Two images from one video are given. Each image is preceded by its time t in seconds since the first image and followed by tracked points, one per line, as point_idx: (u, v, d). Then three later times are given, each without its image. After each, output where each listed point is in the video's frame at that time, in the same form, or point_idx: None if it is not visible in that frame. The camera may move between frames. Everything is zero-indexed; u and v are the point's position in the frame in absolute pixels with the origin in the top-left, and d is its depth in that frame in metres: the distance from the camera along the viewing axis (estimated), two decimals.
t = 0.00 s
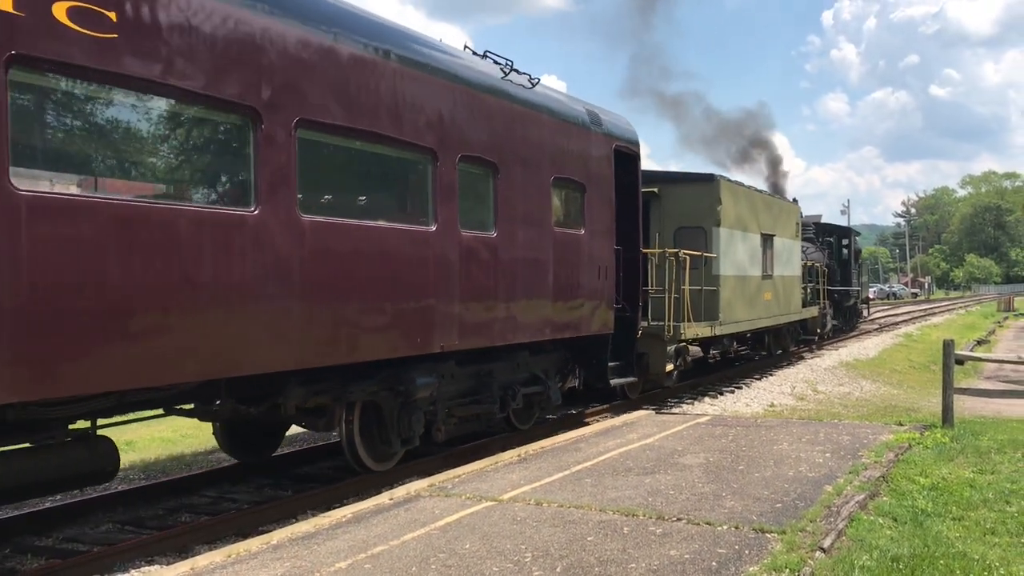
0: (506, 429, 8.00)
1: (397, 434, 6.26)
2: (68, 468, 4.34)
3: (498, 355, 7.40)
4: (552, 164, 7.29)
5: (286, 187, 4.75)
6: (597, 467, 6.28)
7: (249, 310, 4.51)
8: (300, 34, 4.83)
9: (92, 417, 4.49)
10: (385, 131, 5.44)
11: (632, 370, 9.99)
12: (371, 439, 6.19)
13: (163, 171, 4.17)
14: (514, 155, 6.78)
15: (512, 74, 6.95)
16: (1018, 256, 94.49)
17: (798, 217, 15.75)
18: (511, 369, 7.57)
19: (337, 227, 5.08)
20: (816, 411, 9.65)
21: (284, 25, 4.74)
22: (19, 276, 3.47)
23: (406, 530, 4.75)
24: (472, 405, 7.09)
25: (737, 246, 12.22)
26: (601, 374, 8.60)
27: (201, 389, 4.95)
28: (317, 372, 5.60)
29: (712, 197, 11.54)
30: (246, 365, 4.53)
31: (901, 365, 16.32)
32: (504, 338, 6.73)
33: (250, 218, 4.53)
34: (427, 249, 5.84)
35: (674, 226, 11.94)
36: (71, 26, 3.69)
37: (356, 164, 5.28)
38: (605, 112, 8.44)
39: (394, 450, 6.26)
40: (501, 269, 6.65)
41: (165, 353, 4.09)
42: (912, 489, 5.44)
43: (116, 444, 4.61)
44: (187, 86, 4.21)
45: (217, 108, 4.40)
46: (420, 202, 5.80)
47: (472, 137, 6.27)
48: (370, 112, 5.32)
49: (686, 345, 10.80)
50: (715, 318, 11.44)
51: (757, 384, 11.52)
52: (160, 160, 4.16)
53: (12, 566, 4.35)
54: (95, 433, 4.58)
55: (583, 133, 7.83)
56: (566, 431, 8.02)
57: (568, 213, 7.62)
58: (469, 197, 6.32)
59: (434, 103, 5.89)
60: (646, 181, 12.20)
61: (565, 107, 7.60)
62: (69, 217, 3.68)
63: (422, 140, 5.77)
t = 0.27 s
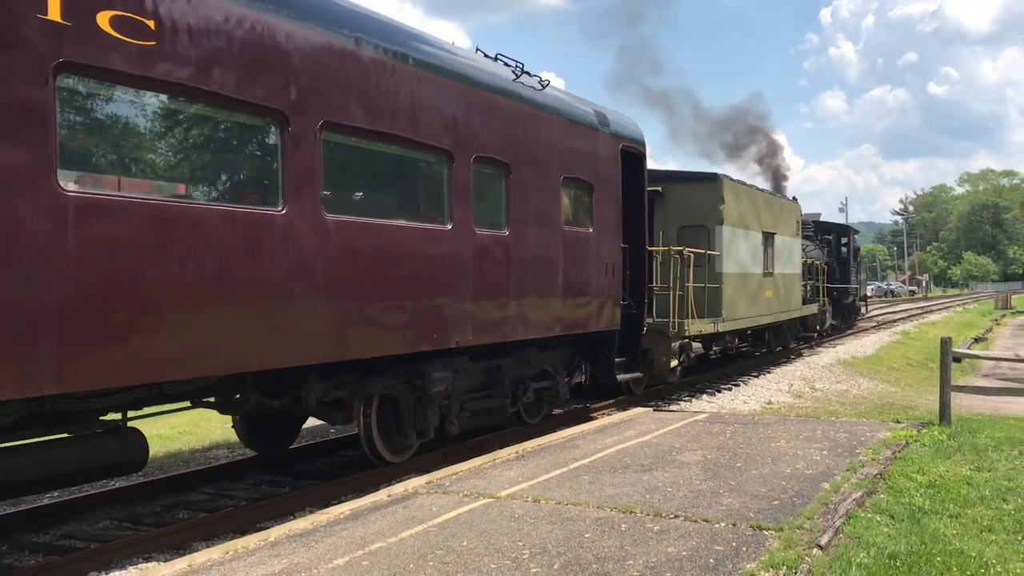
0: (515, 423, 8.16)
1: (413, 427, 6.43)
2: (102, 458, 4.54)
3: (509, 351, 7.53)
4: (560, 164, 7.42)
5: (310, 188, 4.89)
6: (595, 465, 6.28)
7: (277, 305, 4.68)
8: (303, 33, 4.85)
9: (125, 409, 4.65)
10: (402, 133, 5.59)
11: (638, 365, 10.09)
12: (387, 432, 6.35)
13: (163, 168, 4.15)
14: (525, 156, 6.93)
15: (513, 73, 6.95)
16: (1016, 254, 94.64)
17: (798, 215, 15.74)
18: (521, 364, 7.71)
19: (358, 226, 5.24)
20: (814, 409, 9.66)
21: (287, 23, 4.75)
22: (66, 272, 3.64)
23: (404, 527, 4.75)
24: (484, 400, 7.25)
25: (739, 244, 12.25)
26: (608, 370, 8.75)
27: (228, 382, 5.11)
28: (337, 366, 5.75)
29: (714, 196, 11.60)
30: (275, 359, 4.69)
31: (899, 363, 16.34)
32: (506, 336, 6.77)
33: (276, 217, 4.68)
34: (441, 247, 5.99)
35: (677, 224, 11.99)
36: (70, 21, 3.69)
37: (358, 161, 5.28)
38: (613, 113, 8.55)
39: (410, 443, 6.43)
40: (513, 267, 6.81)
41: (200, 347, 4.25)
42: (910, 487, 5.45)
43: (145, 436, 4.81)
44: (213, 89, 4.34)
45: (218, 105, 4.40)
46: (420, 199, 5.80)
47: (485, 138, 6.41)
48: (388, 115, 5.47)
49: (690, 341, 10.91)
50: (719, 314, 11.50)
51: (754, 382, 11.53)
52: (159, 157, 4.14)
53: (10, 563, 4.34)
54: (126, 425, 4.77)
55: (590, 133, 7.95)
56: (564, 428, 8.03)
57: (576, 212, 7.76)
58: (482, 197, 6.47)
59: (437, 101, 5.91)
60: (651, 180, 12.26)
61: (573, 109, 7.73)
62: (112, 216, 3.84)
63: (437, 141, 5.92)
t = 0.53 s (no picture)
0: (524, 418, 8.29)
1: (429, 420, 6.60)
2: (130, 450, 4.60)
3: (519, 346, 7.67)
4: (566, 163, 7.48)
5: (334, 188, 5.04)
6: (593, 462, 6.28)
7: (305, 303, 4.83)
8: (303, 30, 4.84)
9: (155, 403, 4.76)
10: (420, 135, 5.73)
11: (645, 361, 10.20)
12: (404, 425, 6.49)
13: (160, 165, 4.13)
14: (537, 156, 7.07)
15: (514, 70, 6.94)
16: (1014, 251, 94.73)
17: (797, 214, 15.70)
18: (531, 359, 7.85)
19: (380, 226, 5.40)
20: (812, 406, 9.67)
21: (288, 22, 4.75)
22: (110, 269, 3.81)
23: (402, 525, 4.75)
24: (496, 394, 7.39)
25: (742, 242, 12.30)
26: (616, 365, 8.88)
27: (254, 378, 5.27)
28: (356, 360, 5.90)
29: (718, 194, 11.68)
30: (302, 356, 4.84)
31: (896, 360, 16.37)
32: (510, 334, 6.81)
33: (301, 217, 4.81)
34: (457, 246, 6.14)
35: (680, 222, 12.04)
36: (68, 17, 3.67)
37: (361, 160, 5.29)
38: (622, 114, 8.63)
39: (425, 436, 6.59)
40: (525, 265, 6.94)
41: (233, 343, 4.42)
42: (907, 484, 5.45)
43: (174, 429, 4.87)
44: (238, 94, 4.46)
45: (217, 102, 4.39)
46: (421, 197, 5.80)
47: (498, 139, 6.54)
48: (406, 118, 5.62)
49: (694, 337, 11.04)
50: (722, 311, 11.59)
51: (753, 379, 11.54)
52: (156, 154, 4.11)
53: (7, 560, 4.34)
54: (156, 417, 4.84)
55: (598, 132, 8.04)
56: (563, 425, 8.03)
57: (585, 211, 7.88)
58: (495, 197, 6.60)
59: (439, 100, 5.93)
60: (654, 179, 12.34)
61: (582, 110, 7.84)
62: (151, 215, 4.01)
63: (453, 143, 6.07)
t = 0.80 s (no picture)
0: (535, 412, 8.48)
1: (445, 415, 6.78)
2: (163, 442, 4.96)
3: (531, 342, 7.84)
4: (574, 163, 7.57)
5: (357, 190, 5.20)
6: (593, 459, 6.28)
7: (331, 301, 4.99)
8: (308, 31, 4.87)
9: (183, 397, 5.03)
10: (436, 137, 5.89)
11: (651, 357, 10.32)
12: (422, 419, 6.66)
13: (162, 162, 4.10)
14: (549, 157, 7.20)
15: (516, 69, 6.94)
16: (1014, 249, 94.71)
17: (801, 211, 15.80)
18: (543, 355, 8.02)
19: (400, 226, 5.56)
20: (812, 403, 9.67)
21: (291, 21, 4.76)
22: (150, 268, 3.97)
23: (403, 522, 4.75)
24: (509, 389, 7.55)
25: (746, 240, 12.38)
26: (624, 361, 9.06)
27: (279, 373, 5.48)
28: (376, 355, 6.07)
29: (722, 193, 11.76)
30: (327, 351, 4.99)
31: (896, 357, 16.36)
32: (519, 332, 6.90)
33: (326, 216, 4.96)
34: (472, 246, 6.28)
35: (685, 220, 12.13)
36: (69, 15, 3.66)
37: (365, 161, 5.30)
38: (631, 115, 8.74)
39: (441, 429, 6.76)
40: (537, 263, 7.07)
41: (264, 340, 4.57)
42: (907, 481, 5.45)
43: (200, 423, 5.22)
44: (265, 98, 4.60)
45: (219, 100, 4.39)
46: (422, 196, 5.79)
47: (512, 140, 6.68)
48: (424, 120, 5.78)
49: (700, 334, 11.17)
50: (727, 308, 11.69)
51: (753, 376, 11.55)
52: (158, 151, 4.09)
53: (8, 559, 4.34)
54: (183, 411, 5.17)
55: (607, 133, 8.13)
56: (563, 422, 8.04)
57: (595, 211, 8.00)
58: (508, 197, 6.74)
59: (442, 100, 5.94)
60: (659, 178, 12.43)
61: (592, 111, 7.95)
62: (189, 216, 4.17)
63: (469, 144, 6.22)
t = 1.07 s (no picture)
0: (545, 408, 8.67)
1: (461, 411, 6.93)
2: (192, 436, 5.03)
3: (542, 339, 7.99)
4: (581, 163, 7.68)
5: (379, 192, 5.36)
6: (593, 458, 6.28)
7: (355, 300, 5.16)
8: (311, 31, 4.88)
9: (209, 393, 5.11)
10: (453, 140, 6.04)
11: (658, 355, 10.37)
12: (438, 414, 6.80)
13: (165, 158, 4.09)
14: (560, 159, 7.36)
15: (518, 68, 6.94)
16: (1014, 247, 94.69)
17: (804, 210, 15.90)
18: (553, 352, 8.18)
19: (420, 227, 5.72)
20: (812, 402, 9.67)
21: (296, 21, 4.78)
22: (190, 268, 4.13)
23: (403, 521, 4.75)
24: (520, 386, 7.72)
25: (750, 240, 12.50)
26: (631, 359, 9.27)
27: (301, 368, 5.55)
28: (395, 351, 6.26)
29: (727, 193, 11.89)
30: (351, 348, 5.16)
31: (897, 356, 16.35)
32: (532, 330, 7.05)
33: (349, 217, 5.12)
34: (488, 246, 6.44)
35: (690, 220, 12.26)
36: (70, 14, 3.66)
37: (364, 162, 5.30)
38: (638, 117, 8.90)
39: (457, 425, 6.92)
40: (550, 262, 7.23)
41: (295, 338, 4.74)
42: (908, 480, 5.45)
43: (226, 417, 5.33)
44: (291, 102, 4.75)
45: (223, 100, 4.38)
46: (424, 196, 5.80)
47: (526, 142, 6.84)
48: (442, 125, 5.94)
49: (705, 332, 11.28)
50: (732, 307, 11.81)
51: (753, 375, 11.54)
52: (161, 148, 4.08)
53: (9, 558, 4.34)
54: (211, 406, 5.27)
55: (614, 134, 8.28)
56: (563, 421, 8.04)
57: (604, 211, 8.15)
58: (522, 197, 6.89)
59: (444, 100, 5.95)
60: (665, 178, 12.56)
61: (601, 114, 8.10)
62: (226, 219, 4.34)
63: (485, 147, 6.39)
